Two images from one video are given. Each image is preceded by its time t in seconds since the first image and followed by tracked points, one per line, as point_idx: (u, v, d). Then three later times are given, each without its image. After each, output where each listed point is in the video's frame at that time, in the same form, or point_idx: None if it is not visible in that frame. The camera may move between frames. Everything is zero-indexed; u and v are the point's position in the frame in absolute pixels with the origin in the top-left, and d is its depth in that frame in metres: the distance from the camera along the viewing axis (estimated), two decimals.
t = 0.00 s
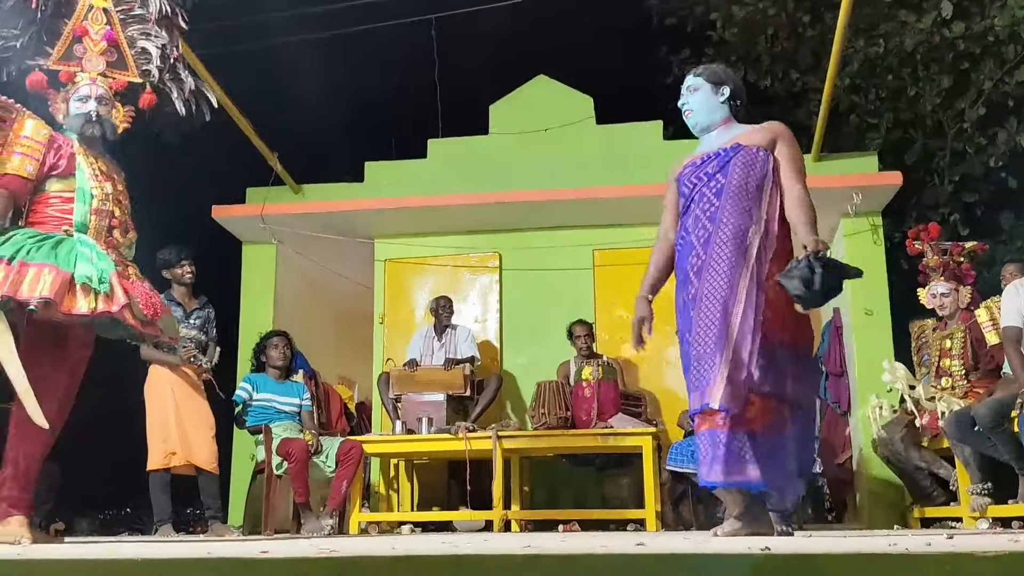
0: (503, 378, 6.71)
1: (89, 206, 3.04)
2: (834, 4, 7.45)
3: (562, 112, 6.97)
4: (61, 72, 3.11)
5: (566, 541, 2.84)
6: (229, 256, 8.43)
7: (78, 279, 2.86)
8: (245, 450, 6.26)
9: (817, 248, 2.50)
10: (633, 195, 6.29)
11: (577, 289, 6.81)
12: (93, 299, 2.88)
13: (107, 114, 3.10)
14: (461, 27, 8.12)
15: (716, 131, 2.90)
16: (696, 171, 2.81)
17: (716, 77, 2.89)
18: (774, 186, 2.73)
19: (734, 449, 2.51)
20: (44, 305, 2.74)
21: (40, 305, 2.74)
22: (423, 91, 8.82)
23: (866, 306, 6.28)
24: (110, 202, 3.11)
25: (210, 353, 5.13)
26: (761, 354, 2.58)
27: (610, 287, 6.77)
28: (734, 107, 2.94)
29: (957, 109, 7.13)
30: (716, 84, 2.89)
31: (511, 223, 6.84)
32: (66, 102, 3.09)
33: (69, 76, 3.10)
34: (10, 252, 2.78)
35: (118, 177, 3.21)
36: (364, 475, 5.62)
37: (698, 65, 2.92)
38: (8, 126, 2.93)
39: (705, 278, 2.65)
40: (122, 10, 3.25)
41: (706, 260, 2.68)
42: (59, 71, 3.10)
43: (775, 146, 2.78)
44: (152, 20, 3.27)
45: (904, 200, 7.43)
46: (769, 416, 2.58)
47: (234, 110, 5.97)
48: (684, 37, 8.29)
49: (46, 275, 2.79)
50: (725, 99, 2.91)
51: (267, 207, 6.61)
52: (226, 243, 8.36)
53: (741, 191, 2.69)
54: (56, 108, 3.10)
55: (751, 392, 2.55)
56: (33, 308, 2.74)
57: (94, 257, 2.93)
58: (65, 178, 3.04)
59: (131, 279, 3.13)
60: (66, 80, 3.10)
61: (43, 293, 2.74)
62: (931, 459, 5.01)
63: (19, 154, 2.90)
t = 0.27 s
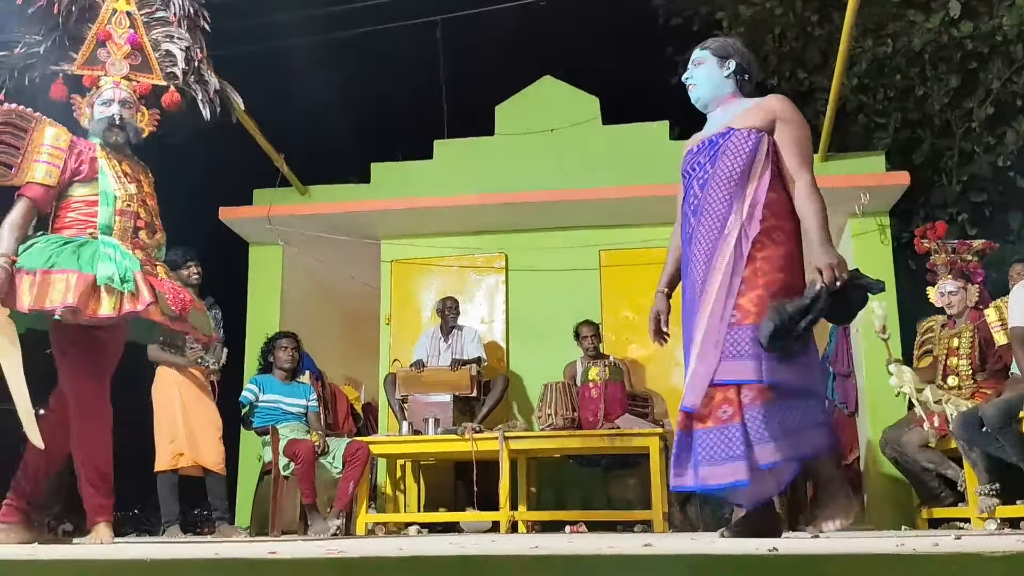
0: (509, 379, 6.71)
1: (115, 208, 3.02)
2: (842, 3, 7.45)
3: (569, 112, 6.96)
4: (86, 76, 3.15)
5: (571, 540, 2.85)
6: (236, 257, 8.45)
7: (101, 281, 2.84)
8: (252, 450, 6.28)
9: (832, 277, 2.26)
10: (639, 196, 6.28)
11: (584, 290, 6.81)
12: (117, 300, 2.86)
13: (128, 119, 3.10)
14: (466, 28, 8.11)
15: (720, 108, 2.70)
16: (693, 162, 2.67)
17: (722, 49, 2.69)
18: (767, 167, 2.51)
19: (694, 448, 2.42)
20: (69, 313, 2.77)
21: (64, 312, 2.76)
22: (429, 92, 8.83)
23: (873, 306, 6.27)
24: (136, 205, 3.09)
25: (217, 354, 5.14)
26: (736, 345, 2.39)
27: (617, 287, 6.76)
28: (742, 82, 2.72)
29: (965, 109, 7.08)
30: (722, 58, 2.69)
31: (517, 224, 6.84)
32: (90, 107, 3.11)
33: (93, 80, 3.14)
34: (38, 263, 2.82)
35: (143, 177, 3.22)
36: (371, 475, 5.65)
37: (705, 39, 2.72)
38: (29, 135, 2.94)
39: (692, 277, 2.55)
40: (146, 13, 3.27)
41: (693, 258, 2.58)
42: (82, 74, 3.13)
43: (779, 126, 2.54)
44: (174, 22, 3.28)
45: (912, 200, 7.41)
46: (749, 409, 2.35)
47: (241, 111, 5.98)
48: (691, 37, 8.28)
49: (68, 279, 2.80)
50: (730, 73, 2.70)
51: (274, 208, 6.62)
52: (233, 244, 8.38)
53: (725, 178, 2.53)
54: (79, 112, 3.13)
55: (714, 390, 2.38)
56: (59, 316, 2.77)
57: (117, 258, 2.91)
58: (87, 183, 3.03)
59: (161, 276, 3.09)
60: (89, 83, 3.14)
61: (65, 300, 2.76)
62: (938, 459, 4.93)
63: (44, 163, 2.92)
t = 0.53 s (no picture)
0: (512, 378, 6.71)
1: (134, 199, 3.03)
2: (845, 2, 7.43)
3: (572, 111, 6.96)
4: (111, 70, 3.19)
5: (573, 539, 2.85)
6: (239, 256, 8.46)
7: (109, 260, 2.83)
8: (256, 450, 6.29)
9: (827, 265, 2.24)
10: (642, 195, 6.27)
11: (586, 289, 6.80)
12: (125, 277, 2.83)
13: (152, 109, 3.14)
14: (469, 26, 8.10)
15: (728, 82, 2.71)
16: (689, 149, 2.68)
17: (729, 25, 2.71)
18: (750, 152, 2.48)
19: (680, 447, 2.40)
20: (77, 289, 2.75)
21: (70, 290, 2.75)
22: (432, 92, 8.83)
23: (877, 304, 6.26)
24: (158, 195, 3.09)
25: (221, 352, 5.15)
26: (712, 340, 2.39)
27: (620, 286, 6.75)
28: (751, 53, 2.71)
29: (969, 108, 7.06)
30: (730, 32, 2.71)
31: (520, 223, 6.83)
32: (116, 99, 3.15)
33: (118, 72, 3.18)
34: (54, 245, 2.85)
35: (169, 168, 3.23)
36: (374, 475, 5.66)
37: (715, 15, 2.75)
38: (51, 133, 3.00)
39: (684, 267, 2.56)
40: (169, 5, 3.32)
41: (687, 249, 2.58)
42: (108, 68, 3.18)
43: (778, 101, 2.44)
44: (197, 11, 3.33)
45: (916, 199, 7.40)
46: (724, 410, 2.36)
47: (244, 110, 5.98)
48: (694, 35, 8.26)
49: (77, 260, 2.80)
50: (738, 47, 2.70)
51: (277, 207, 6.62)
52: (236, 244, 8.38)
53: (708, 165, 2.54)
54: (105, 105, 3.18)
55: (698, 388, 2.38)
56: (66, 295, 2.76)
57: (130, 239, 2.91)
58: (110, 176, 3.05)
59: (181, 263, 3.07)
60: (114, 76, 3.18)
61: (72, 278, 2.75)
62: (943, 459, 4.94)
63: (67, 158, 2.96)
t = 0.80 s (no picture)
0: (513, 382, 6.71)
1: (150, 198, 3.01)
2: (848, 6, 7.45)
3: (574, 115, 6.97)
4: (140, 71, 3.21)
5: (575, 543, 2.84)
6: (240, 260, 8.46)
7: (101, 266, 2.83)
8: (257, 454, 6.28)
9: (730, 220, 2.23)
10: (643, 199, 6.28)
11: (588, 293, 6.80)
12: (113, 283, 2.81)
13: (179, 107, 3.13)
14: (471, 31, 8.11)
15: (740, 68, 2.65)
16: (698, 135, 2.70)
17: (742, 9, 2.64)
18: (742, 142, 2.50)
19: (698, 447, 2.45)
20: (69, 296, 2.76)
21: (61, 296, 2.76)
22: (434, 96, 8.84)
23: (878, 309, 6.26)
24: (174, 190, 3.04)
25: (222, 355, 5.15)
26: (713, 336, 2.41)
27: (622, 291, 6.75)
28: (764, 38, 2.64)
29: (970, 112, 7.08)
30: (742, 17, 2.64)
31: (521, 227, 6.84)
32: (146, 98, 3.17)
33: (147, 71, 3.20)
34: (61, 250, 2.89)
35: (199, 161, 3.18)
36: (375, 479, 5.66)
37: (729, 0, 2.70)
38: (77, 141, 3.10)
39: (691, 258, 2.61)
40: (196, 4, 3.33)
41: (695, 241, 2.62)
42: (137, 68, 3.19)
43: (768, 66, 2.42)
44: (222, 6, 3.34)
45: (918, 203, 7.41)
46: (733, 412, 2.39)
47: (245, 114, 5.98)
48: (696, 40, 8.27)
49: (75, 265, 2.82)
50: (750, 32, 2.64)
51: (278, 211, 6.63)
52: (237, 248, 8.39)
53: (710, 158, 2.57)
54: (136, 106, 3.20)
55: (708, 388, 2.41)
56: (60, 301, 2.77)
57: (126, 244, 2.88)
58: (130, 177, 3.07)
59: (195, 258, 3.00)
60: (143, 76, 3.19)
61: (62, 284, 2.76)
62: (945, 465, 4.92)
63: (93, 164, 3.05)
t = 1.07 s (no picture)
0: (517, 399, 6.69)
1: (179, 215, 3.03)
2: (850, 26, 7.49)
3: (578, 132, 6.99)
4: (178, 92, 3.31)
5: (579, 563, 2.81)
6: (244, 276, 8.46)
7: (114, 286, 2.81)
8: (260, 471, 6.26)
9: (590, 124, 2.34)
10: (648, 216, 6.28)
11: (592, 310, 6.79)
12: (124, 301, 2.78)
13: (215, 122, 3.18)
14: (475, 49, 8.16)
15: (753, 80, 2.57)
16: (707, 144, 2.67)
17: (758, 18, 2.57)
18: (734, 148, 2.46)
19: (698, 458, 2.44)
20: (86, 320, 2.76)
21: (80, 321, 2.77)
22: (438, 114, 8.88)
23: (883, 326, 6.23)
24: (197, 204, 3.05)
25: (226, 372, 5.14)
26: (700, 349, 2.38)
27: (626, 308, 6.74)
28: (783, 49, 2.57)
29: (973, 130, 7.09)
30: (761, 27, 2.57)
31: (525, 244, 6.84)
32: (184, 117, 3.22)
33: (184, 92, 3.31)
34: (88, 276, 2.91)
35: (235, 170, 3.19)
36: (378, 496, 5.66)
37: (745, 10, 2.61)
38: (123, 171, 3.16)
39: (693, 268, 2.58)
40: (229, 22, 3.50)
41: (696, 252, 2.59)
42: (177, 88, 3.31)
43: (747, 61, 2.38)
44: (253, 21, 3.52)
45: (922, 220, 7.43)
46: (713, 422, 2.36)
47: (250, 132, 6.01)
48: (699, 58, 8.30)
49: (93, 290, 2.82)
50: (770, 42, 2.56)
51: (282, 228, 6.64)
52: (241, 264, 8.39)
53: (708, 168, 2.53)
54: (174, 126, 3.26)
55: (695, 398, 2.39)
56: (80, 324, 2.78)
57: (139, 263, 2.89)
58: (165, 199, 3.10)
59: (216, 269, 2.97)
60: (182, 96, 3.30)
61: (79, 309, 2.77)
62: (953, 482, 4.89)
63: (138, 190, 3.11)
